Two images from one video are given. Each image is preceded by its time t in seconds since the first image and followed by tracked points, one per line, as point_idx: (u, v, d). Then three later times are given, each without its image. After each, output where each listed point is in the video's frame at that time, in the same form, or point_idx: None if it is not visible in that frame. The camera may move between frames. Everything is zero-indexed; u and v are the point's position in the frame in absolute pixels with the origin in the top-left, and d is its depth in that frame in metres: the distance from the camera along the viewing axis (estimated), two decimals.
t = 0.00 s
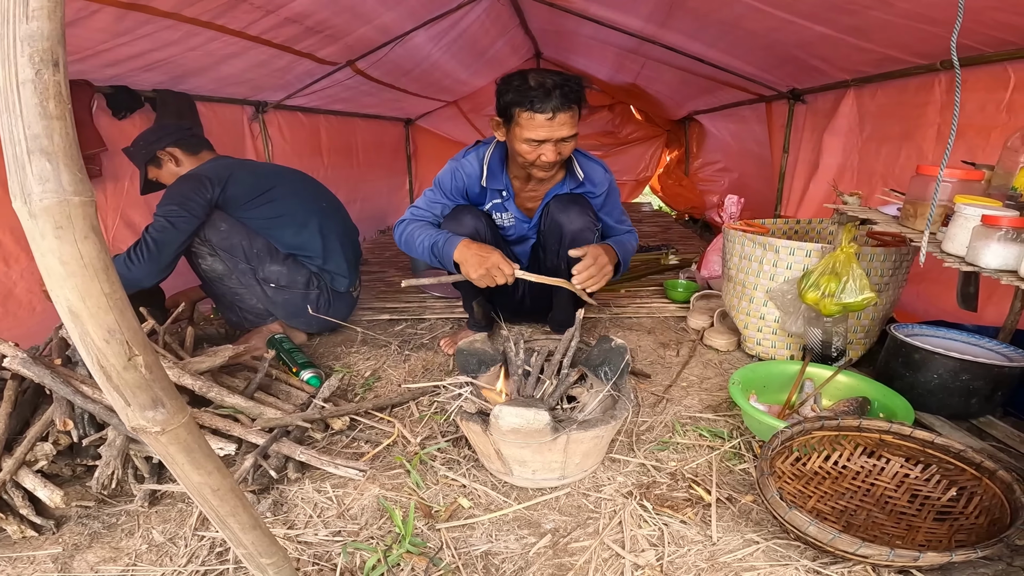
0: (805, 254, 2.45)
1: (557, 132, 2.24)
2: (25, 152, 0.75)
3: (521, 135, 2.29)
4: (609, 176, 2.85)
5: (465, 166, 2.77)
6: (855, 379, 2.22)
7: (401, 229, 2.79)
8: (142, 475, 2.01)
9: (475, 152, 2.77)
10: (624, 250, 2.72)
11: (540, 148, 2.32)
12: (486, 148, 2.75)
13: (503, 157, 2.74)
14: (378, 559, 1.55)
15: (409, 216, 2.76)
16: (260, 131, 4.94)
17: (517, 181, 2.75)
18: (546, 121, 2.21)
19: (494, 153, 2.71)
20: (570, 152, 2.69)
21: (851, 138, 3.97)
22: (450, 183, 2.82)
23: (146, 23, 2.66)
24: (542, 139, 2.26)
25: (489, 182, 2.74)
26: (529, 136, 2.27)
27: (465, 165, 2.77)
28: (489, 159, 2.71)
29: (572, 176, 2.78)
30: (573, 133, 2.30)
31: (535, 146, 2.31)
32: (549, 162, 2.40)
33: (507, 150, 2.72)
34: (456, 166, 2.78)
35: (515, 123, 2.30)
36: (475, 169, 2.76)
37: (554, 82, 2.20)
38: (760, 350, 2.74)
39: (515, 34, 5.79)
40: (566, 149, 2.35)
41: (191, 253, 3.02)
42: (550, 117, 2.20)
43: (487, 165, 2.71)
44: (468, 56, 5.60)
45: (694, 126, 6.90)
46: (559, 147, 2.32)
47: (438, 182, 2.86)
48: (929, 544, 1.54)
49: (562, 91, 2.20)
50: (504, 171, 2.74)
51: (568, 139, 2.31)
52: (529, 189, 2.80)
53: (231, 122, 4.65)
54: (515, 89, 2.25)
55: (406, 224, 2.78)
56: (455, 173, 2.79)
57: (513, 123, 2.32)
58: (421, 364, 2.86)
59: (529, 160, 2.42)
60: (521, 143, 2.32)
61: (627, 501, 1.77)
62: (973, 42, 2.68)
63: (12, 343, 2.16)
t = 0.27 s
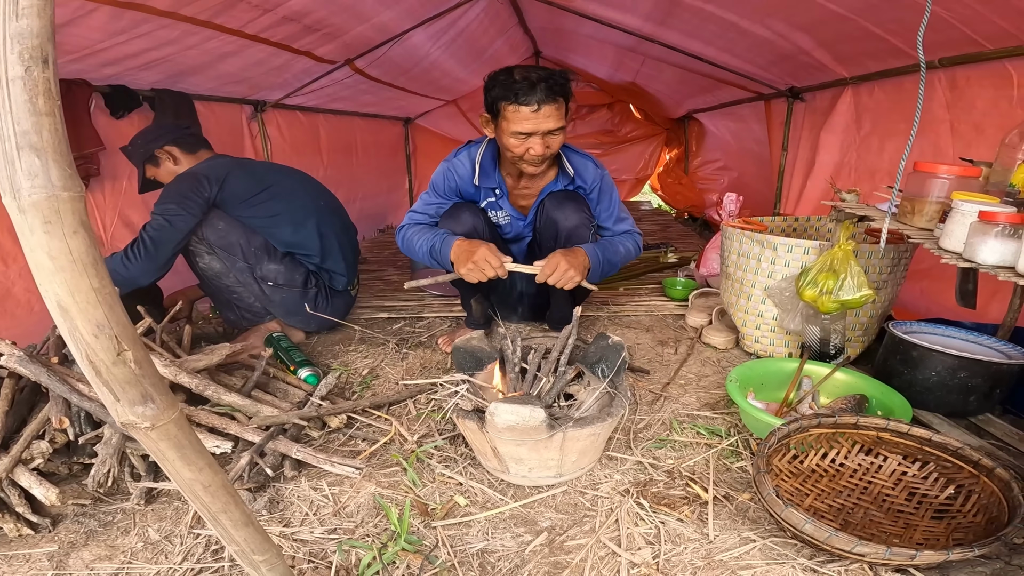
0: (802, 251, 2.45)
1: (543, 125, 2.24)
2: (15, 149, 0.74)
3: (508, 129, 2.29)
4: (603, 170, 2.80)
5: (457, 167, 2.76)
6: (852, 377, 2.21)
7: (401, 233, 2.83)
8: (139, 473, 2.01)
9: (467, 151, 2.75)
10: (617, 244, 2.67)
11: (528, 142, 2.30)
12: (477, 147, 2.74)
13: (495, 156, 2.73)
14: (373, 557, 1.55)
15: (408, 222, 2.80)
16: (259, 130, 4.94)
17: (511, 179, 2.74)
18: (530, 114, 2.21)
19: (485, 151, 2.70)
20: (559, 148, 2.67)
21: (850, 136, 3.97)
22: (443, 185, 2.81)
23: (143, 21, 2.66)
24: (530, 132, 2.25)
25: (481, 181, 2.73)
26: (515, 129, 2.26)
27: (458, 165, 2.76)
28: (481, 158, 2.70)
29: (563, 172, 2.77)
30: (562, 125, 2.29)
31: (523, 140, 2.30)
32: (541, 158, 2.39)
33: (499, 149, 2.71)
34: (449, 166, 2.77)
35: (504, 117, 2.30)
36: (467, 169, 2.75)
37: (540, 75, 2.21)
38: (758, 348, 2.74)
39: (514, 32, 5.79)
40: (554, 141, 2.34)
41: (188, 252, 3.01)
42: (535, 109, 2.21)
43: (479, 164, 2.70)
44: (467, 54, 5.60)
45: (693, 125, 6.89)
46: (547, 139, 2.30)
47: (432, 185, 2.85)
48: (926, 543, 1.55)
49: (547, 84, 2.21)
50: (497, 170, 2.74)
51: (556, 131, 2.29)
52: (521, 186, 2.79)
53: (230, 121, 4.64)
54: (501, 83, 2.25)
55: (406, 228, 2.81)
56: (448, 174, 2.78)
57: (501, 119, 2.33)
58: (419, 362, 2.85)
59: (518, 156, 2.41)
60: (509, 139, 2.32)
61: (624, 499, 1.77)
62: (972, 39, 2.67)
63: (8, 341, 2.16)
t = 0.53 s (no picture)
0: (800, 249, 2.45)
1: (533, 121, 2.23)
2: None
3: (500, 127, 2.28)
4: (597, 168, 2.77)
5: (452, 165, 2.76)
6: (849, 375, 2.20)
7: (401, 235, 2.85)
8: (134, 471, 2.01)
9: (461, 150, 2.74)
10: (606, 245, 2.66)
11: (519, 139, 2.30)
12: (472, 146, 2.72)
13: (489, 154, 2.71)
14: (365, 554, 1.55)
15: (407, 223, 2.83)
16: (258, 129, 4.94)
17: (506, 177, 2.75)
18: (521, 111, 2.21)
19: (480, 150, 2.68)
20: (552, 146, 2.65)
21: (849, 133, 3.96)
22: (438, 184, 2.81)
23: (138, 17, 2.67)
24: (520, 129, 2.25)
25: (476, 179, 2.73)
26: (506, 126, 2.26)
27: (453, 163, 2.75)
28: (476, 157, 2.68)
29: (556, 171, 2.75)
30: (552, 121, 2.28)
31: (514, 137, 2.30)
32: (533, 155, 2.39)
33: (493, 148, 2.68)
34: (444, 165, 2.76)
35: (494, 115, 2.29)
36: (461, 168, 2.75)
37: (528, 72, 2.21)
38: (756, 346, 2.73)
39: (514, 31, 5.78)
40: (546, 138, 2.33)
41: (186, 250, 3.01)
42: (524, 107, 2.20)
43: (473, 163, 2.69)
44: (466, 53, 5.59)
45: (694, 123, 6.87)
46: (539, 136, 2.30)
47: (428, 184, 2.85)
48: (920, 543, 1.54)
49: (536, 81, 2.20)
50: (491, 168, 2.73)
51: (547, 129, 2.29)
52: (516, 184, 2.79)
53: (230, 120, 4.65)
54: (490, 82, 2.25)
55: (407, 229, 2.83)
56: (443, 173, 2.78)
57: (493, 116, 2.32)
58: (416, 361, 2.85)
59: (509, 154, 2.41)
60: (501, 136, 2.32)
61: (618, 498, 1.77)
62: (970, 35, 2.66)
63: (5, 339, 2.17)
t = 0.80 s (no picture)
0: (794, 249, 2.45)
1: (516, 119, 2.25)
2: None
3: (484, 124, 2.30)
4: (587, 165, 2.76)
5: (444, 164, 2.80)
6: (842, 375, 2.20)
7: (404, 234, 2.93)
8: (129, 469, 2.03)
9: (453, 149, 2.77)
10: (599, 246, 2.58)
11: (503, 137, 2.32)
12: (463, 145, 2.75)
13: (481, 153, 2.73)
14: (354, 552, 1.56)
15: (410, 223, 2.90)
16: (259, 129, 4.96)
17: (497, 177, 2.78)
18: (504, 108, 2.23)
19: (471, 149, 2.70)
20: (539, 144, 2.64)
21: (849, 133, 3.95)
22: (432, 184, 2.88)
23: (139, 21, 2.68)
24: (504, 126, 2.27)
25: (468, 177, 2.77)
26: (491, 124, 2.28)
27: (445, 162, 2.79)
28: (467, 155, 2.72)
29: (544, 170, 2.75)
30: (535, 119, 2.29)
31: (499, 135, 2.32)
32: (518, 152, 2.41)
33: (483, 147, 2.70)
34: (437, 166, 2.81)
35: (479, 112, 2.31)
36: (453, 168, 2.78)
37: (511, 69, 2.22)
38: (751, 346, 2.73)
39: (515, 31, 5.78)
40: (530, 137, 2.34)
41: (184, 249, 3.03)
42: (507, 104, 2.22)
43: (464, 161, 2.72)
44: (467, 53, 5.60)
45: (695, 123, 6.87)
46: (523, 134, 2.32)
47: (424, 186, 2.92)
48: (908, 544, 1.53)
49: (519, 78, 2.21)
50: (482, 166, 2.76)
51: (529, 126, 2.31)
52: (508, 183, 2.80)
53: (230, 120, 4.66)
54: (474, 80, 2.26)
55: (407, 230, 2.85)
56: (436, 173, 2.84)
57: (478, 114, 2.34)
58: (412, 360, 2.86)
59: (495, 152, 2.44)
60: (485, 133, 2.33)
61: (608, 497, 1.77)
62: (969, 35, 2.65)
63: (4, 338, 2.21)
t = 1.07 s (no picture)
0: (790, 248, 2.44)
1: (487, 118, 2.34)
2: None
3: (457, 124, 2.43)
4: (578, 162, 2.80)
5: (434, 167, 2.86)
6: (835, 374, 2.19)
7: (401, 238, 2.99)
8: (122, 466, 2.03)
9: (442, 152, 2.84)
10: (600, 234, 2.64)
11: (475, 136, 2.43)
12: (451, 147, 2.83)
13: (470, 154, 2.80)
14: (342, 548, 1.56)
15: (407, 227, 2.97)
16: (258, 127, 4.95)
17: (485, 177, 2.82)
18: (473, 108, 2.33)
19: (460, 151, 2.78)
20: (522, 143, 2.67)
21: (848, 133, 3.94)
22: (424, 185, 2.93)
23: (136, 21, 2.67)
24: (474, 126, 2.38)
25: (458, 178, 2.82)
26: (462, 123, 2.40)
27: (435, 165, 2.86)
28: (457, 156, 2.79)
29: (536, 171, 2.78)
30: (507, 119, 2.38)
31: (471, 134, 2.43)
32: (492, 151, 2.49)
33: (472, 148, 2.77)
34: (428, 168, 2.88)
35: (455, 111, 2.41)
36: (444, 169, 2.84)
37: (481, 69, 2.31)
38: (746, 345, 2.72)
39: (514, 29, 5.77)
40: (504, 136, 2.43)
41: (180, 247, 3.04)
42: (476, 104, 2.32)
43: (455, 162, 2.79)
44: (466, 52, 5.59)
45: (695, 122, 6.85)
46: (494, 133, 2.41)
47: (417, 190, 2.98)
48: (896, 546, 1.53)
49: (488, 78, 2.30)
50: (472, 167, 2.82)
51: (501, 126, 2.40)
52: (498, 182, 2.82)
53: (229, 119, 4.66)
54: (449, 81, 2.37)
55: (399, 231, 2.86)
56: (428, 175, 2.89)
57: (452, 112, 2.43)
58: (407, 358, 2.86)
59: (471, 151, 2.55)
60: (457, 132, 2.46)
61: (598, 496, 1.77)
62: (967, 35, 2.64)
63: None
